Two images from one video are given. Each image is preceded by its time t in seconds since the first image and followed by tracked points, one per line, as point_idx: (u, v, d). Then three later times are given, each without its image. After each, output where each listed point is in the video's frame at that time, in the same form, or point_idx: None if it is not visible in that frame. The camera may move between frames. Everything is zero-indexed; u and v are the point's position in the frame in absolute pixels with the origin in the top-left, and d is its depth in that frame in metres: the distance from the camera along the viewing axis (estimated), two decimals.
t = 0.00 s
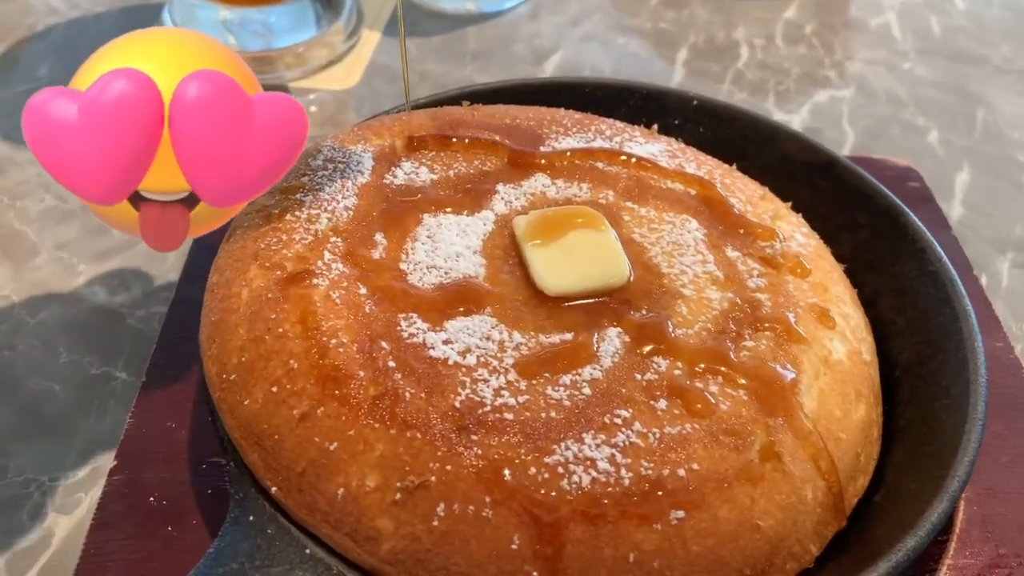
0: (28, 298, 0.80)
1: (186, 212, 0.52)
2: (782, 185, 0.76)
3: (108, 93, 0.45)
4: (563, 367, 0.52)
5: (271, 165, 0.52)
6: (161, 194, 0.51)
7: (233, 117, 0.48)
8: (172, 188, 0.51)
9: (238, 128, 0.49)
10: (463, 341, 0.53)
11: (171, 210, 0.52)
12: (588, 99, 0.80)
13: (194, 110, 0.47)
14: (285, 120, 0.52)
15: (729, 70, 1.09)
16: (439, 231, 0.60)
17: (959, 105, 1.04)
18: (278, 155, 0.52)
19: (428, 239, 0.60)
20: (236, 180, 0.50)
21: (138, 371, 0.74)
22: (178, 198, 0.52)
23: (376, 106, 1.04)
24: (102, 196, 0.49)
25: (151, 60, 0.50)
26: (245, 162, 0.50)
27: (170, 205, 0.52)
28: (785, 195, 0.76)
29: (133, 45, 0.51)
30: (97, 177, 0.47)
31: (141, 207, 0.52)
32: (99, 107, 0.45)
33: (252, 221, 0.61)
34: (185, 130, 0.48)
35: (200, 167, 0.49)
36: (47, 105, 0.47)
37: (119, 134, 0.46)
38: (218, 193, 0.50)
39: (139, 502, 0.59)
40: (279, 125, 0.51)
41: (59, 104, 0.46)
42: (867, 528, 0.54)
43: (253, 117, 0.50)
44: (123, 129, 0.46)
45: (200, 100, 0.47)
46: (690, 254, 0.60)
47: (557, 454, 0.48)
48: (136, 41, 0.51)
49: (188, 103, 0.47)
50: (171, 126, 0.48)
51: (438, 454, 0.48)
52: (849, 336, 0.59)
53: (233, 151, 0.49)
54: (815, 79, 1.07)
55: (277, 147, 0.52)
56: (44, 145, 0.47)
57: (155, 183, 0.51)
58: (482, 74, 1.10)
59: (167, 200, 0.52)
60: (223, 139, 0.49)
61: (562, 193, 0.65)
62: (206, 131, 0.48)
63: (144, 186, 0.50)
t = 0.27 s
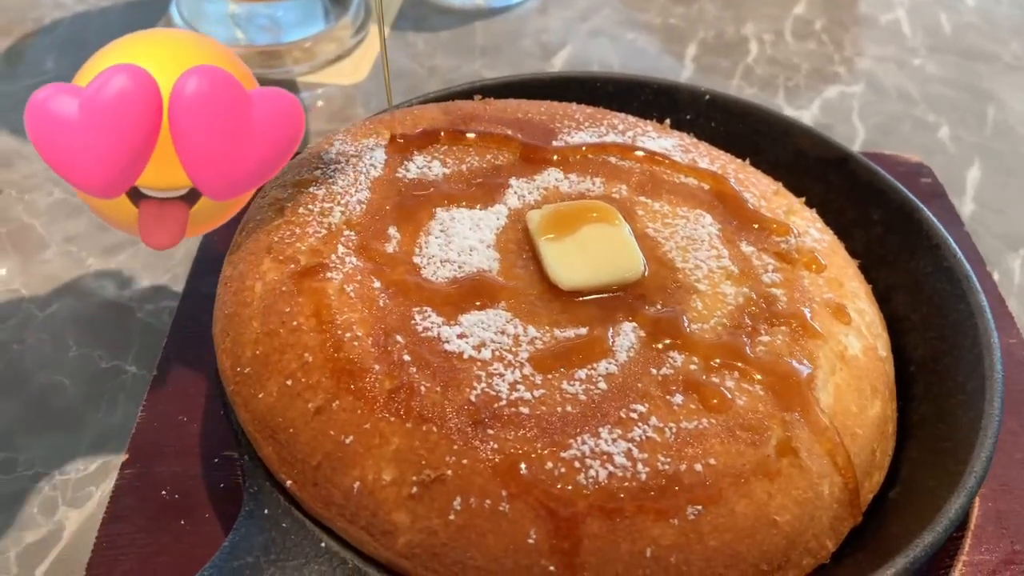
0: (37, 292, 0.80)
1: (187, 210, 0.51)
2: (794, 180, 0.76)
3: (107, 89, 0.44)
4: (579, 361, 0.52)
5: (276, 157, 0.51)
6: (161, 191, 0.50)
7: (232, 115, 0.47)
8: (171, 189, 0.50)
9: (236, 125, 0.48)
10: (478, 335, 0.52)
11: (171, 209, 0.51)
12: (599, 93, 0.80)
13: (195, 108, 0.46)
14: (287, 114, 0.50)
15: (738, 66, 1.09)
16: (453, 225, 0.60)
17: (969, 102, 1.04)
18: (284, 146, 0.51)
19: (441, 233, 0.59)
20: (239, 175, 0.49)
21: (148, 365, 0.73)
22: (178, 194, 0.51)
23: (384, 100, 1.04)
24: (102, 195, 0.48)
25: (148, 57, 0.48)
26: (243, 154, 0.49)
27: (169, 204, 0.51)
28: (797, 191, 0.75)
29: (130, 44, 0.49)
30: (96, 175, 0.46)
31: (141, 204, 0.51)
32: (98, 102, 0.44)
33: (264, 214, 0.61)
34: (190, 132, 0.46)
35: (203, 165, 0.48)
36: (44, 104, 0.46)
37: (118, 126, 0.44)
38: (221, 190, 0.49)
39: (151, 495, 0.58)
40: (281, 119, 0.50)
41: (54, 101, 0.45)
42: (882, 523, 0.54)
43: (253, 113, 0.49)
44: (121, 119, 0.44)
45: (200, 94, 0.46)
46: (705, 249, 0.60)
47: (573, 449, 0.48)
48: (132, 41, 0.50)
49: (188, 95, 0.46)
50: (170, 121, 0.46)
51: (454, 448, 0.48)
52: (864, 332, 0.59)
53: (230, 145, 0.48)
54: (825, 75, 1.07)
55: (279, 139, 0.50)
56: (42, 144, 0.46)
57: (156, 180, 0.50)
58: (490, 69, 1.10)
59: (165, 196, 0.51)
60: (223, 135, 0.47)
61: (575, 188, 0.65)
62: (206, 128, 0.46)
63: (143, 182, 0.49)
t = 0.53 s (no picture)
0: (50, 288, 0.80)
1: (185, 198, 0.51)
2: (802, 180, 0.76)
3: (121, 107, 0.47)
4: (591, 358, 0.52)
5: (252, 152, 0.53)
6: (162, 177, 0.50)
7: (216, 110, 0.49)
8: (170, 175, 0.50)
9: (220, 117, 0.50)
10: (491, 331, 0.53)
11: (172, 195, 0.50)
12: (608, 93, 0.80)
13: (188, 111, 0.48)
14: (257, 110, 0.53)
15: (745, 65, 1.09)
16: (465, 222, 0.61)
17: (976, 102, 1.04)
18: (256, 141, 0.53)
19: (453, 230, 0.60)
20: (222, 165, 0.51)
21: (161, 361, 0.74)
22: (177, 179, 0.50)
23: (393, 99, 1.04)
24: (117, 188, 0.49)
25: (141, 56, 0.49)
26: (228, 146, 0.50)
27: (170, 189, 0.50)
28: (806, 189, 0.76)
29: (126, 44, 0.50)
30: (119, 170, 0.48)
31: (142, 190, 0.50)
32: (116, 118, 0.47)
33: (279, 212, 0.62)
34: (183, 132, 0.48)
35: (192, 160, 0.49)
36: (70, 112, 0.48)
37: (133, 143, 0.47)
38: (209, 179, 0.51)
39: (166, 490, 0.59)
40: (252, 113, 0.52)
41: (76, 111, 0.48)
42: (891, 519, 0.54)
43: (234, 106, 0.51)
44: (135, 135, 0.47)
45: (193, 98, 0.48)
46: (715, 247, 0.61)
47: (585, 444, 0.48)
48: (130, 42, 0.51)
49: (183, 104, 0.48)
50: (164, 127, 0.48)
51: (468, 443, 0.48)
52: (873, 330, 0.59)
53: (216, 138, 0.49)
54: (831, 75, 1.08)
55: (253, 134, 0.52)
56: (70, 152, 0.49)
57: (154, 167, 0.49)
58: (498, 69, 1.10)
59: (164, 180, 0.50)
60: (207, 128, 0.49)
61: (585, 186, 0.65)
62: (192, 120, 0.48)
63: (142, 169, 0.49)
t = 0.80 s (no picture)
0: (62, 289, 0.81)
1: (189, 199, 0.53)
2: (810, 182, 0.76)
3: (120, 97, 0.48)
4: (602, 360, 0.53)
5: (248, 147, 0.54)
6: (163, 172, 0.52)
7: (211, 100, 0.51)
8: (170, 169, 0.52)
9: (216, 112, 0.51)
10: (503, 333, 0.53)
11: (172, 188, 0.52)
12: (617, 95, 0.81)
13: (182, 102, 0.49)
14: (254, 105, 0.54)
15: (752, 68, 1.10)
16: (476, 224, 0.61)
17: (982, 105, 1.05)
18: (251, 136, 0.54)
19: (465, 232, 0.60)
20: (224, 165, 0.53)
21: (173, 361, 0.75)
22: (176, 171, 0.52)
23: (401, 101, 1.05)
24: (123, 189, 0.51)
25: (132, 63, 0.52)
26: (226, 137, 0.52)
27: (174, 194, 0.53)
28: (814, 192, 0.76)
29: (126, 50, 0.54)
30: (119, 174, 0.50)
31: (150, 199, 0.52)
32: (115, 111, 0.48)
33: (292, 214, 0.62)
34: (181, 123, 0.50)
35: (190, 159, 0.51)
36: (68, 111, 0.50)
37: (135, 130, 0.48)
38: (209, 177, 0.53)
39: (179, 490, 0.60)
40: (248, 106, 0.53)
41: (78, 105, 0.49)
42: (900, 520, 0.54)
43: (231, 100, 0.52)
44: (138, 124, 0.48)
45: (192, 89, 0.50)
46: (724, 249, 0.61)
47: (598, 445, 0.49)
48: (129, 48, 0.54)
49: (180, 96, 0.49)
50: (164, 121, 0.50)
51: (481, 443, 0.49)
52: (882, 332, 0.59)
53: (214, 128, 0.51)
54: (838, 77, 1.08)
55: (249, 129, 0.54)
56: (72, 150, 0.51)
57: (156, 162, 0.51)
58: (505, 71, 1.11)
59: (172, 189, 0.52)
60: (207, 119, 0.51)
61: (595, 188, 0.66)
62: (189, 109, 0.50)
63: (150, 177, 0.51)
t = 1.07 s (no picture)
0: (75, 288, 0.82)
1: (186, 208, 0.54)
2: (816, 183, 0.77)
3: (116, 94, 0.46)
4: (612, 357, 0.54)
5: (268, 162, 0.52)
6: (163, 191, 0.53)
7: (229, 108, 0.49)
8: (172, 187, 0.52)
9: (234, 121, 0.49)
10: (514, 330, 0.54)
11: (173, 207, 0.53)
12: (624, 97, 0.81)
13: (191, 104, 0.48)
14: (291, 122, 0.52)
15: (757, 70, 1.10)
16: (486, 224, 0.62)
17: (986, 107, 1.05)
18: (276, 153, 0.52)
19: (475, 232, 0.61)
20: (233, 176, 0.51)
21: (185, 360, 0.75)
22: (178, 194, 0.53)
23: (409, 102, 1.05)
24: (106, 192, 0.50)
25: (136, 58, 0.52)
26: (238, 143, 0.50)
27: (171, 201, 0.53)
28: (820, 193, 0.77)
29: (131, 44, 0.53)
30: (102, 177, 0.48)
31: (142, 203, 0.53)
32: (105, 109, 0.47)
33: (305, 213, 0.63)
34: (185, 125, 0.48)
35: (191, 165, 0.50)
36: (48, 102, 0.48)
37: (126, 130, 0.47)
38: (215, 186, 0.51)
39: (193, 486, 0.60)
40: (276, 121, 0.51)
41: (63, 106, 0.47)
42: (906, 517, 0.55)
43: (256, 110, 0.50)
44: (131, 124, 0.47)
45: (202, 89, 0.48)
46: (732, 249, 0.62)
47: (608, 440, 0.50)
48: (137, 42, 0.53)
49: (188, 97, 0.48)
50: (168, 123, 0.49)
51: (494, 439, 0.50)
52: (888, 331, 0.60)
53: (226, 134, 0.49)
54: (843, 80, 1.09)
55: (274, 145, 0.51)
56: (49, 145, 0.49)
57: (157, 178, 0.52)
58: (512, 73, 1.11)
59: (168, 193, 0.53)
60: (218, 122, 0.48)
61: (604, 189, 0.66)
62: (199, 113, 0.48)
63: (145, 180, 0.51)
